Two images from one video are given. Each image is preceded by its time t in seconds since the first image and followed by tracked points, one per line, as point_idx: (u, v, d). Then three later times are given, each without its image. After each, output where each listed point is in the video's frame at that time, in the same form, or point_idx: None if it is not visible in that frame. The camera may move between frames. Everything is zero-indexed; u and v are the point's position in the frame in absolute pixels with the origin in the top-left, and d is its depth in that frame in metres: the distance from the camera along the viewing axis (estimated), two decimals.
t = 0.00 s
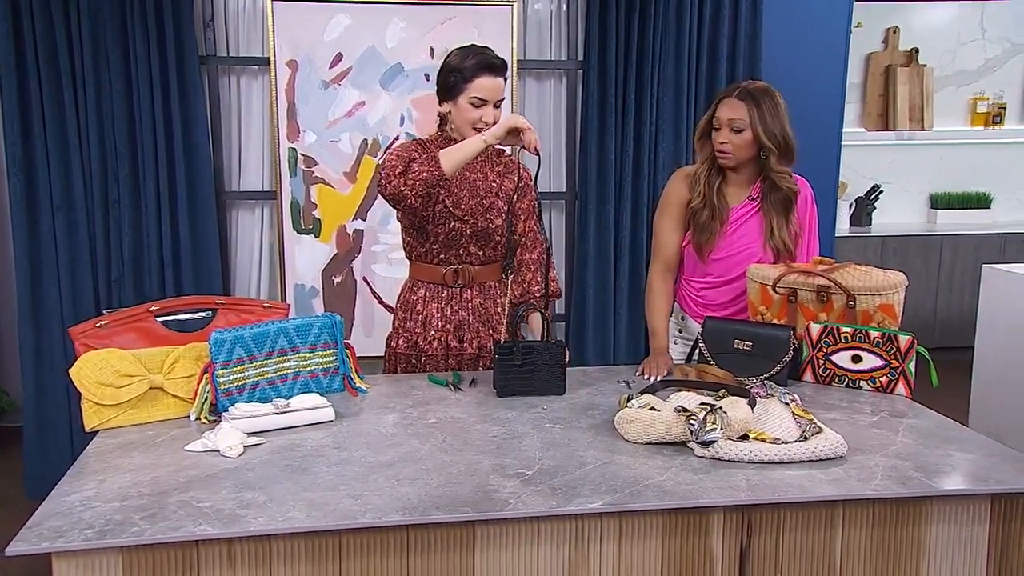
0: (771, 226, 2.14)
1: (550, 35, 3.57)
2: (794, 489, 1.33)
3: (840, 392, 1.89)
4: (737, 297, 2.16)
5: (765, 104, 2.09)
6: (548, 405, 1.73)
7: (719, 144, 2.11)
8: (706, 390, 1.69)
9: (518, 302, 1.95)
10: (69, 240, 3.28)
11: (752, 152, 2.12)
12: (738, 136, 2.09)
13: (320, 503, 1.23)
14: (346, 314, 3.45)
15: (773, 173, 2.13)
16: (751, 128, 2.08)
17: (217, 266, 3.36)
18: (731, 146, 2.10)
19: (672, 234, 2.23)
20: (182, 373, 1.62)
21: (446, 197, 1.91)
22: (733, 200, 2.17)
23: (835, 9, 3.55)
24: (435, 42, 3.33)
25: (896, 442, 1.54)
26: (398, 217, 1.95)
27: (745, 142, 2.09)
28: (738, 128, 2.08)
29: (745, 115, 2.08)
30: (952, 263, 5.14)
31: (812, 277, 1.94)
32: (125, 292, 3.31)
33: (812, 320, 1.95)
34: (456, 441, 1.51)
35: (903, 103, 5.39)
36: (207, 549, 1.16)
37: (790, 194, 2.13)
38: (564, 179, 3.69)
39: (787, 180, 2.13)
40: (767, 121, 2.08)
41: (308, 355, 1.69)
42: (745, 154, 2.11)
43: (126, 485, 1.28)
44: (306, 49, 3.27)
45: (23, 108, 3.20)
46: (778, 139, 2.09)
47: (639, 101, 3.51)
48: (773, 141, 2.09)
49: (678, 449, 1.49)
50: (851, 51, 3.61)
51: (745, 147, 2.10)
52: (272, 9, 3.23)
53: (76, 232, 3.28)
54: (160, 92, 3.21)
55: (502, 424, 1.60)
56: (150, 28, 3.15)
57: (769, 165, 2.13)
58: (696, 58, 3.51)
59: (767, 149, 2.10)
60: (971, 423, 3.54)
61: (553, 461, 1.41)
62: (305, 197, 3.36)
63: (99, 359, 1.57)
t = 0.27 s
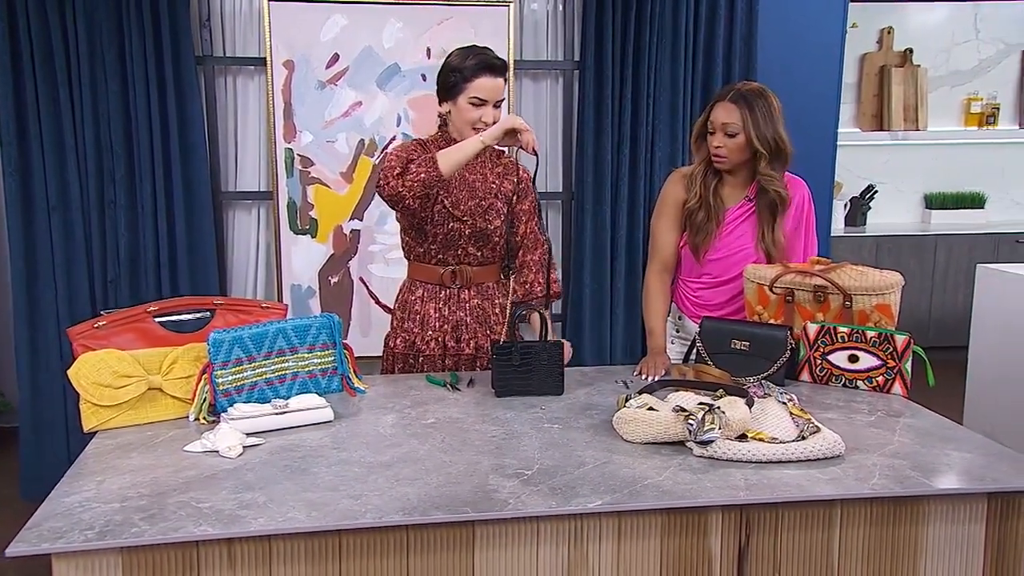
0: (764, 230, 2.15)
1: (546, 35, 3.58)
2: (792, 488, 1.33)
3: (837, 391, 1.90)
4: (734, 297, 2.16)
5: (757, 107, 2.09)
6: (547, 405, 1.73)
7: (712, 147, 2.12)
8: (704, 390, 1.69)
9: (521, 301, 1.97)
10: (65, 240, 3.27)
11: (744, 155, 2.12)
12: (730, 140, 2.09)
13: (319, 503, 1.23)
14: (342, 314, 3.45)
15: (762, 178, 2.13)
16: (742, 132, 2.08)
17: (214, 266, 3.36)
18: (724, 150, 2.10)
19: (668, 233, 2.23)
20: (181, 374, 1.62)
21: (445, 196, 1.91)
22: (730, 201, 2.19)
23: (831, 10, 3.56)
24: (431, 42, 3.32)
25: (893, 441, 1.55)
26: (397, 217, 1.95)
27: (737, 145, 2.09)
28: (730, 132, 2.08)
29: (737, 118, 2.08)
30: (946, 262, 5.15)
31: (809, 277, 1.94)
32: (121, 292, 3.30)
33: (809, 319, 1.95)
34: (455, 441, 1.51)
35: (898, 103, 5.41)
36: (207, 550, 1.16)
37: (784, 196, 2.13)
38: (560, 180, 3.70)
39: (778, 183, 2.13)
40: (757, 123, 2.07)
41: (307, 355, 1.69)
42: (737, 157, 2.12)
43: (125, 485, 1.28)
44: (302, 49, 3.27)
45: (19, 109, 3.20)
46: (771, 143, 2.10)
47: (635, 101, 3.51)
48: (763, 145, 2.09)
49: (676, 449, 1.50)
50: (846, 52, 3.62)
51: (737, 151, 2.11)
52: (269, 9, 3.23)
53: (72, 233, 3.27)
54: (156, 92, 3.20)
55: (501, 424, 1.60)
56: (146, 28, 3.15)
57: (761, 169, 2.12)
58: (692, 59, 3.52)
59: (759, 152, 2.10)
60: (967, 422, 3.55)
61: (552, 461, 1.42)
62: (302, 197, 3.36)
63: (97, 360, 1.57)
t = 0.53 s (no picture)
0: (758, 230, 2.15)
1: (542, 35, 3.58)
2: (789, 487, 1.34)
3: (833, 390, 1.90)
4: (730, 297, 2.17)
5: (752, 109, 2.10)
6: (544, 404, 1.74)
7: (707, 149, 2.13)
8: (701, 389, 1.70)
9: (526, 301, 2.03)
10: (59, 240, 3.26)
11: (739, 157, 2.13)
12: (725, 142, 2.10)
13: (317, 503, 1.23)
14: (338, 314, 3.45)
15: (760, 179, 2.14)
16: (737, 134, 2.09)
17: (209, 266, 3.35)
18: (719, 152, 2.11)
19: (662, 236, 2.24)
20: (178, 374, 1.61)
21: (444, 197, 1.91)
22: (725, 201, 2.19)
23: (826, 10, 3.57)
24: (427, 42, 3.32)
25: (889, 440, 1.56)
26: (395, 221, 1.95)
27: (732, 147, 2.10)
28: (725, 134, 2.10)
29: (732, 120, 2.09)
30: (940, 262, 5.17)
31: (804, 277, 1.95)
32: (116, 292, 3.29)
33: (805, 319, 1.96)
34: (452, 441, 1.51)
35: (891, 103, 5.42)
36: (205, 550, 1.16)
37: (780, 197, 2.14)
38: (556, 179, 3.70)
39: (775, 185, 2.14)
40: (753, 124, 2.08)
41: (304, 356, 1.69)
42: (732, 159, 2.13)
43: (123, 486, 1.28)
44: (298, 49, 3.26)
45: (14, 109, 3.19)
46: (767, 144, 2.10)
47: (631, 101, 3.52)
48: (761, 146, 2.10)
49: (673, 449, 1.50)
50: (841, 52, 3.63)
51: (731, 153, 2.12)
52: (264, 9, 3.23)
53: (67, 232, 3.26)
54: (151, 92, 3.19)
55: (499, 424, 1.60)
56: (141, 28, 3.14)
57: (758, 170, 2.13)
58: (687, 59, 3.52)
59: (754, 154, 2.11)
60: (960, 421, 3.56)
61: (549, 461, 1.42)
62: (298, 197, 3.36)
63: (94, 360, 1.57)
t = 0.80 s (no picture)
0: (753, 230, 2.16)
1: (537, 35, 3.58)
2: (786, 486, 1.34)
3: (828, 390, 1.91)
4: (726, 297, 2.18)
5: (749, 110, 2.09)
6: (540, 404, 1.74)
7: (704, 150, 2.13)
8: (697, 389, 1.70)
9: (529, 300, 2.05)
10: (54, 240, 3.25)
11: (736, 158, 2.13)
12: (722, 143, 2.10)
13: (315, 503, 1.23)
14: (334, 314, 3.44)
15: (756, 180, 2.15)
16: (735, 135, 2.09)
17: (204, 266, 3.35)
18: (716, 153, 2.12)
19: (658, 237, 2.25)
20: (175, 374, 1.61)
21: (442, 197, 1.91)
22: (720, 201, 2.20)
23: (821, 10, 3.58)
24: (422, 42, 3.33)
25: (884, 439, 1.56)
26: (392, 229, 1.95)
27: (729, 148, 2.11)
28: (722, 136, 2.10)
29: (729, 122, 2.09)
30: (933, 261, 5.19)
31: (800, 277, 1.96)
32: (111, 292, 3.28)
33: (800, 318, 1.97)
34: (449, 441, 1.51)
35: (885, 104, 5.44)
36: (203, 550, 1.16)
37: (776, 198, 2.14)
38: (551, 180, 3.71)
39: (772, 186, 2.14)
40: (750, 125, 2.08)
41: (300, 356, 1.69)
42: (729, 160, 2.13)
43: (120, 486, 1.28)
44: (293, 49, 3.26)
45: (8, 109, 3.18)
46: (764, 146, 2.10)
47: (626, 101, 3.52)
48: (758, 148, 2.10)
49: (670, 448, 1.51)
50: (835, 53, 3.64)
51: (728, 155, 2.12)
52: (260, 9, 3.22)
53: (61, 233, 3.25)
54: (146, 93, 3.19)
55: (496, 424, 1.61)
56: (135, 28, 3.14)
57: (754, 172, 2.14)
58: (682, 59, 3.53)
59: (751, 155, 2.11)
60: (953, 420, 3.58)
61: (547, 460, 1.42)
62: (293, 197, 3.36)
63: (90, 360, 1.56)
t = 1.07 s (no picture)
0: (749, 228, 2.16)
1: (532, 35, 3.58)
2: (782, 485, 1.35)
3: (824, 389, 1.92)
4: (722, 296, 2.18)
5: (747, 111, 2.10)
6: (537, 404, 1.74)
7: (701, 151, 2.14)
8: (693, 388, 1.70)
9: (529, 296, 2.02)
10: (47, 240, 3.24)
11: (733, 158, 2.14)
12: (720, 144, 2.11)
13: (312, 503, 1.23)
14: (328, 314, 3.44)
15: (754, 180, 2.16)
16: (732, 136, 2.10)
17: (199, 266, 3.34)
18: (714, 154, 2.12)
19: (654, 237, 2.25)
20: (171, 374, 1.61)
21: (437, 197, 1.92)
22: (714, 201, 2.21)
23: (815, 10, 3.59)
24: (417, 42, 3.32)
25: (880, 438, 1.57)
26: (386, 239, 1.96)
27: (727, 149, 2.11)
28: (720, 136, 2.10)
29: (727, 122, 2.09)
30: (926, 261, 5.21)
31: (795, 276, 1.96)
32: (105, 291, 3.28)
33: (795, 317, 1.97)
34: (446, 440, 1.51)
35: (878, 104, 5.46)
36: (201, 550, 1.16)
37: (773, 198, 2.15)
38: (546, 179, 3.71)
39: (769, 186, 2.15)
40: (748, 125, 2.09)
41: (297, 356, 1.69)
42: (726, 161, 2.14)
43: (117, 486, 1.28)
44: (288, 49, 3.26)
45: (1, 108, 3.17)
46: (762, 146, 2.10)
47: (621, 101, 3.53)
48: (756, 149, 2.11)
49: (666, 447, 1.51)
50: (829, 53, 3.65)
51: (725, 155, 2.13)
52: (254, 8, 3.22)
53: (55, 232, 3.24)
54: (140, 92, 3.18)
55: (493, 423, 1.61)
56: (129, 28, 3.13)
57: (752, 172, 2.15)
58: (677, 60, 3.54)
59: (749, 155, 2.12)
60: (946, 419, 3.59)
61: (543, 459, 1.43)
62: (288, 197, 3.35)
63: (86, 360, 1.56)
